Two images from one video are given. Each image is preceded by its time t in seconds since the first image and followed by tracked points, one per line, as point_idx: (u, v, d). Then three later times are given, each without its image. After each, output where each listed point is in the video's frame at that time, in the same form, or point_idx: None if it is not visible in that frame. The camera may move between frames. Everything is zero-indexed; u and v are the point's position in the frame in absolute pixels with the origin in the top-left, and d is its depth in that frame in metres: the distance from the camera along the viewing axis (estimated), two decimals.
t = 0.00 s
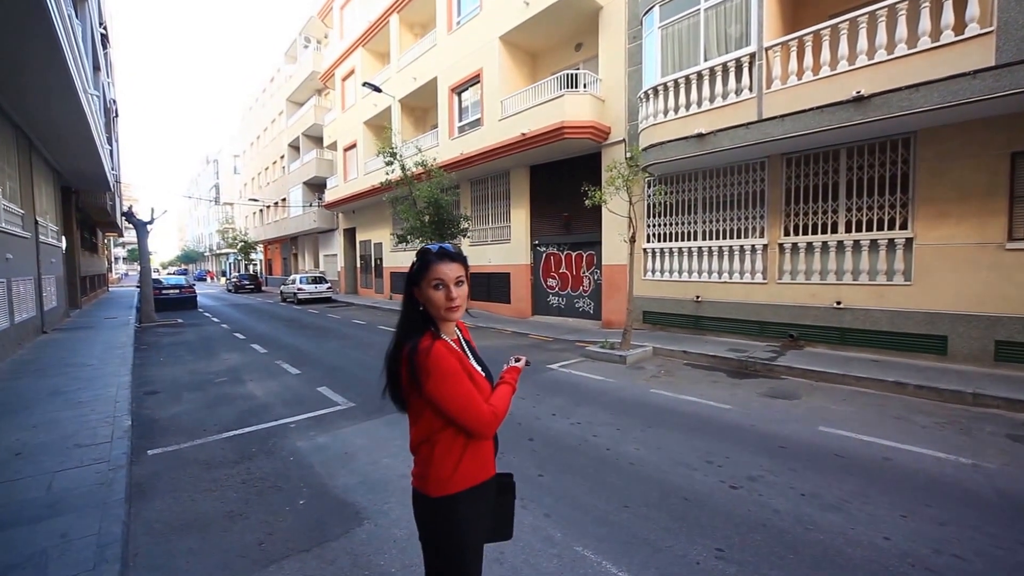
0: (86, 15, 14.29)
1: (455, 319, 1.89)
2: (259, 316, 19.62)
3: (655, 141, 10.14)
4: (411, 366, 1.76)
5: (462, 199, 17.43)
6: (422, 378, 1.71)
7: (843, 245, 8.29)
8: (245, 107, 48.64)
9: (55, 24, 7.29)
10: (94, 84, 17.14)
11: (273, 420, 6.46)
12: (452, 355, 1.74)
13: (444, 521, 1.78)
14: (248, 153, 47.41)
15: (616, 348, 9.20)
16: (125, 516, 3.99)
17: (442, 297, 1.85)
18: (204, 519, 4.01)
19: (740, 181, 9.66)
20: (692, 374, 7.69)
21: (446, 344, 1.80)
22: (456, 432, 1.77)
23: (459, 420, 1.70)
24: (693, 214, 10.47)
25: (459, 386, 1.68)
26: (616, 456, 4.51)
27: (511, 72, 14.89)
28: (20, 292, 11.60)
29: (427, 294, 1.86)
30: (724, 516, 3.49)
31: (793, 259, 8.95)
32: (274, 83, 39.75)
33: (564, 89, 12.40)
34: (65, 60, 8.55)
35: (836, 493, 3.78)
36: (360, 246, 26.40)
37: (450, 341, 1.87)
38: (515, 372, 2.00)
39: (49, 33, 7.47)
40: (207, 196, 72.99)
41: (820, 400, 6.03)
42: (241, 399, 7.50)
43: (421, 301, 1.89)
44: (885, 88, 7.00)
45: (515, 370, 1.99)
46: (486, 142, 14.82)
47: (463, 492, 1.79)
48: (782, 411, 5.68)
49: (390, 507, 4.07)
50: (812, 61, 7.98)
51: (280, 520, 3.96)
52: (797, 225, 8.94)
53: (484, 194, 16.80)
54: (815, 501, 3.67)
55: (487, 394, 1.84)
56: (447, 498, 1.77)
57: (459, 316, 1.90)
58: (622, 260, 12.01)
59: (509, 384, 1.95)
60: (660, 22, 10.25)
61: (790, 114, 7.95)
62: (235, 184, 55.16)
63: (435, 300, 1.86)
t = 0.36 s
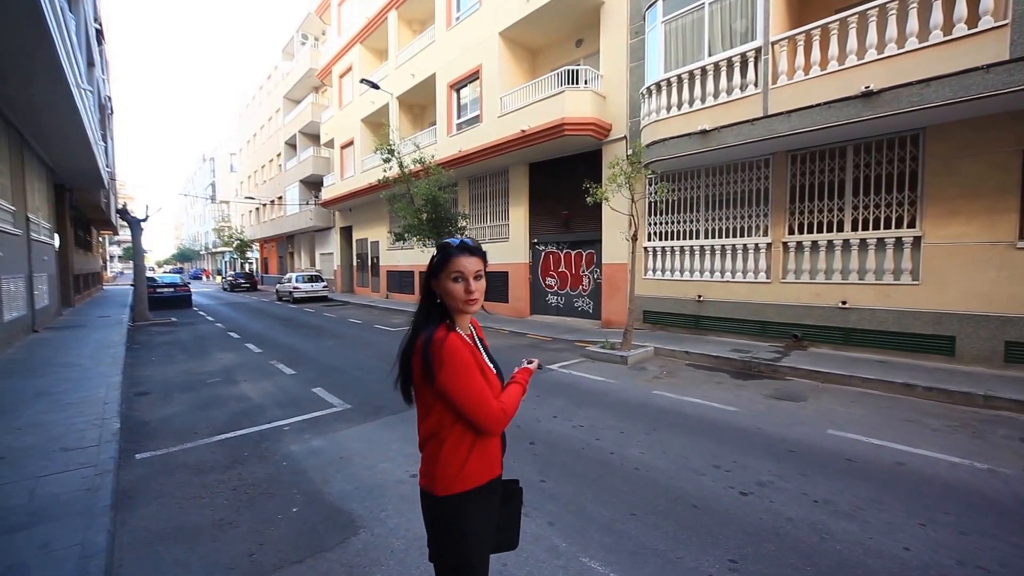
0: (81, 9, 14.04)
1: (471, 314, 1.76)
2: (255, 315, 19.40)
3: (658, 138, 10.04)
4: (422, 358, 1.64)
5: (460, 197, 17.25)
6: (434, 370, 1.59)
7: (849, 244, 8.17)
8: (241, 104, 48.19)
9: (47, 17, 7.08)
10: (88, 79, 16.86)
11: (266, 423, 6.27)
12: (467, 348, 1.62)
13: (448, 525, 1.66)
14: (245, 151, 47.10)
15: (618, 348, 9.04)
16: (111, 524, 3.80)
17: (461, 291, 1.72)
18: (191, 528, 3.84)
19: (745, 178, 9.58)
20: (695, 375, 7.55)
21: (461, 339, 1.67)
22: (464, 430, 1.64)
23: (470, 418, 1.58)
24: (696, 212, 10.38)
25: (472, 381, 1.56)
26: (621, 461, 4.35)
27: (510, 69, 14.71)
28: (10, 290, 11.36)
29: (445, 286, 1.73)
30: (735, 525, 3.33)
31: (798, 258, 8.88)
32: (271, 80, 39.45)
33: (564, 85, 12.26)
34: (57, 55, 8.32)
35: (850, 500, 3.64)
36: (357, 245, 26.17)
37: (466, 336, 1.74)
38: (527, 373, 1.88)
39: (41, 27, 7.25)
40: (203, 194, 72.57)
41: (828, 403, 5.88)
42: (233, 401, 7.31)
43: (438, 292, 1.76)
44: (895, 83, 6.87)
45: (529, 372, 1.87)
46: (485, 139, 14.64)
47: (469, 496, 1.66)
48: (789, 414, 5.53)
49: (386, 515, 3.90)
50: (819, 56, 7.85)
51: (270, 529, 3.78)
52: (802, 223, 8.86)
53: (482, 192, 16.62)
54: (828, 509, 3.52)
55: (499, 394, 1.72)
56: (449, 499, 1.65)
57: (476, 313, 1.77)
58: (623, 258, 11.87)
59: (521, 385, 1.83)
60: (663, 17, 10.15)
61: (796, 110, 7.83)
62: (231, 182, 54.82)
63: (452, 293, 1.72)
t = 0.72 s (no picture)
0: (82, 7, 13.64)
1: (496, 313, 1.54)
2: (247, 315, 18.97)
3: (659, 135, 9.83)
4: (446, 363, 1.40)
5: (454, 196, 16.93)
6: (460, 376, 1.35)
7: (858, 244, 7.98)
8: (236, 105, 47.72)
9: (48, 15, 6.73)
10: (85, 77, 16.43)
11: (259, 426, 5.87)
12: (497, 351, 1.40)
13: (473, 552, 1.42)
14: (239, 151, 46.63)
15: (616, 351, 8.72)
16: (95, 536, 3.42)
17: (487, 288, 1.50)
18: (181, 539, 3.48)
19: (748, 177, 9.39)
20: (698, 379, 7.25)
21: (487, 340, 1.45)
22: (493, 442, 1.42)
23: (502, 430, 1.35)
24: (697, 212, 10.18)
25: (504, 387, 1.34)
26: (628, 470, 4.03)
27: (508, 67, 14.41)
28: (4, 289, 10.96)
29: (468, 285, 1.50)
30: (755, 542, 3.03)
31: (802, 258, 8.67)
32: (266, 80, 39.02)
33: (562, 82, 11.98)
34: (58, 54, 7.96)
35: (876, 516, 3.32)
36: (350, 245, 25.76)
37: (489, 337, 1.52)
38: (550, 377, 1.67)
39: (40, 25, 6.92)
40: (197, 194, 71.94)
41: (837, 409, 5.59)
42: (226, 402, 6.93)
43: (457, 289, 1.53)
44: (910, 78, 6.72)
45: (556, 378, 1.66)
46: (480, 138, 14.33)
47: (498, 518, 1.43)
48: (797, 421, 5.21)
49: (386, 527, 3.56)
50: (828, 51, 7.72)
51: (264, 541, 3.43)
52: (807, 223, 8.70)
53: (477, 192, 16.30)
54: (853, 524, 3.23)
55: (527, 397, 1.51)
56: (473, 521, 1.41)
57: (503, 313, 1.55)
58: (620, 258, 11.58)
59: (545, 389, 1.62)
60: (667, 12, 9.91)
61: (805, 106, 7.69)
62: (225, 182, 54.25)
63: (478, 291, 1.50)
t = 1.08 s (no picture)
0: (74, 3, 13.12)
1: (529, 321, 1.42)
2: (238, 317, 18.42)
3: (660, 134, 9.53)
4: (504, 388, 1.23)
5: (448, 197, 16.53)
6: (527, 401, 1.20)
7: (870, 248, 7.82)
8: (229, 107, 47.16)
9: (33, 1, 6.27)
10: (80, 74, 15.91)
11: (248, 434, 5.38)
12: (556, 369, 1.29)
13: None
14: (233, 153, 46.07)
15: (615, 357, 8.38)
16: (67, 562, 2.95)
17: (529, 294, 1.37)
18: (160, 562, 3.03)
19: (754, 177, 9.18)
20: (704, 386, 6.85)
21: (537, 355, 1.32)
22: (552, 468, 1.30)
23: (570, 457, 1.23)
24: (699, 213, 9.93)
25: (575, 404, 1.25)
26: (641, 487, 3.64)
27: (502, 67, 14.03)
28: None
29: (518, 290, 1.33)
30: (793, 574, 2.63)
31: (811, 262, 8.53)
32: (259, 82, 38.53)
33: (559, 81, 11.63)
34: (46, 44, 7.49)
35: (922, 545, 2.95)
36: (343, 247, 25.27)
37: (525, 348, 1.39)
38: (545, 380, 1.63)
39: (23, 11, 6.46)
40: (189, 196, 71.19)
41: (857, 421, 5.23)
42: (216, 407, 6.45)
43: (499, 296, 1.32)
44: (927, 73, 6.52)
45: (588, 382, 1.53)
46: (475, 138, 13.96)
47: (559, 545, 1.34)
48: (815, 434, 4.83)
49: (385, 549, 3.11)
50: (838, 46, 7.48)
51: (251, 565, 2.98)
52: (815, 225, 8.51)
53: (472, 193, 15.91)
54: (895, 554, 2.86)
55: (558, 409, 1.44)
56: (540, 558, 1.28)
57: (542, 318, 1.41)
58: (619, 261, 11.20)
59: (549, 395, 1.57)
60: (667, 8, 9.58)
61: (815, 103, 7.42)
62: (219, 183, 53.63)
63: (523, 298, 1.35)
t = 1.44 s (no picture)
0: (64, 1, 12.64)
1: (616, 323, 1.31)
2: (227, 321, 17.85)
3: (661, 135, 9.23)
4: (679, 404, 1.07)
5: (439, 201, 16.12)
6: (702, 417, 1.11)
7: (881, 252, 7.54)
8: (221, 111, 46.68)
9: None
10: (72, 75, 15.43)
11: (237, 442, 4.89)
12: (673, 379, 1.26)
13: None
14: (224, 156, 45.52)
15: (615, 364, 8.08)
16: None
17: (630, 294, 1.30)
18: None
19: (758, 180, 8.87)
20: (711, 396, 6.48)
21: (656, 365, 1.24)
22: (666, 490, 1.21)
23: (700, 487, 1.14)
24: (699, 217, 9.60)
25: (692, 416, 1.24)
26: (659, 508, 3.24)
27: (495, 67, 13.70)
28: None
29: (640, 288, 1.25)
30: None
31: (816, 267, 8.20)
32: (251, 85, 38.10)
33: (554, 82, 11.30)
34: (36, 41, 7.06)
35: None
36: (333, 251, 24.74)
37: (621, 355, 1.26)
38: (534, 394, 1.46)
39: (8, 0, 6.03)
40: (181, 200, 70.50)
41: (876, 436, 4.87)
42: (202, 413, 5.97)
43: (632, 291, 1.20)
44: (945, 68, 6.36)
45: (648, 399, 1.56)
46: (468, 141, 13.61)
47: None
48: (835, 449, 4.45)
49: None
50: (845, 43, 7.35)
51: None
52: (821, 229, 8.22)
53: (464, 197, 15.52)
54: None
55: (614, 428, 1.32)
56: None
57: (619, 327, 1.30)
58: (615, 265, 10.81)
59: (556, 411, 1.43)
60: (666, 6, 9.31)
61: (824, 102, 7.25)
62: (210, 187, 52.99)
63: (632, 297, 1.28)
